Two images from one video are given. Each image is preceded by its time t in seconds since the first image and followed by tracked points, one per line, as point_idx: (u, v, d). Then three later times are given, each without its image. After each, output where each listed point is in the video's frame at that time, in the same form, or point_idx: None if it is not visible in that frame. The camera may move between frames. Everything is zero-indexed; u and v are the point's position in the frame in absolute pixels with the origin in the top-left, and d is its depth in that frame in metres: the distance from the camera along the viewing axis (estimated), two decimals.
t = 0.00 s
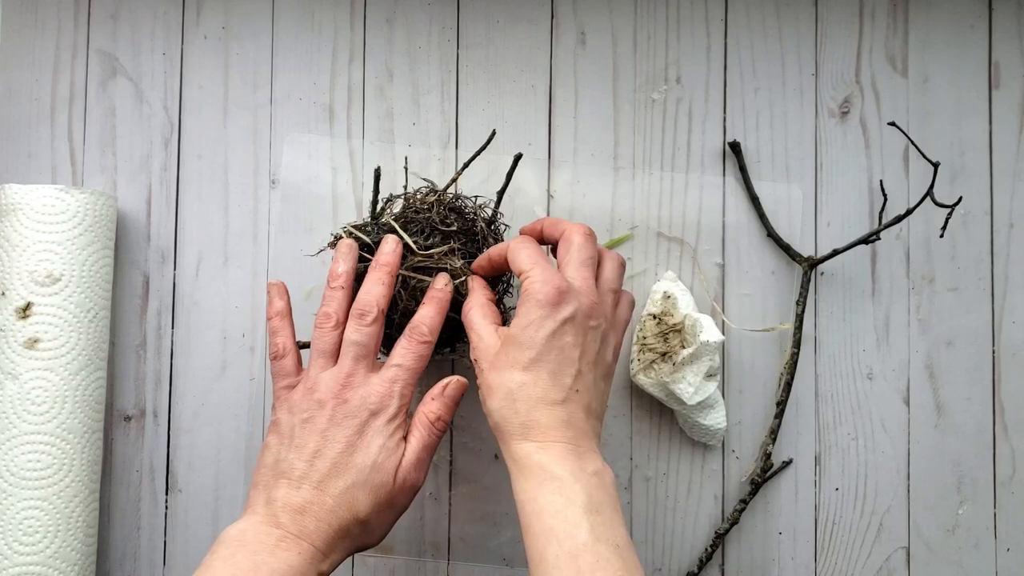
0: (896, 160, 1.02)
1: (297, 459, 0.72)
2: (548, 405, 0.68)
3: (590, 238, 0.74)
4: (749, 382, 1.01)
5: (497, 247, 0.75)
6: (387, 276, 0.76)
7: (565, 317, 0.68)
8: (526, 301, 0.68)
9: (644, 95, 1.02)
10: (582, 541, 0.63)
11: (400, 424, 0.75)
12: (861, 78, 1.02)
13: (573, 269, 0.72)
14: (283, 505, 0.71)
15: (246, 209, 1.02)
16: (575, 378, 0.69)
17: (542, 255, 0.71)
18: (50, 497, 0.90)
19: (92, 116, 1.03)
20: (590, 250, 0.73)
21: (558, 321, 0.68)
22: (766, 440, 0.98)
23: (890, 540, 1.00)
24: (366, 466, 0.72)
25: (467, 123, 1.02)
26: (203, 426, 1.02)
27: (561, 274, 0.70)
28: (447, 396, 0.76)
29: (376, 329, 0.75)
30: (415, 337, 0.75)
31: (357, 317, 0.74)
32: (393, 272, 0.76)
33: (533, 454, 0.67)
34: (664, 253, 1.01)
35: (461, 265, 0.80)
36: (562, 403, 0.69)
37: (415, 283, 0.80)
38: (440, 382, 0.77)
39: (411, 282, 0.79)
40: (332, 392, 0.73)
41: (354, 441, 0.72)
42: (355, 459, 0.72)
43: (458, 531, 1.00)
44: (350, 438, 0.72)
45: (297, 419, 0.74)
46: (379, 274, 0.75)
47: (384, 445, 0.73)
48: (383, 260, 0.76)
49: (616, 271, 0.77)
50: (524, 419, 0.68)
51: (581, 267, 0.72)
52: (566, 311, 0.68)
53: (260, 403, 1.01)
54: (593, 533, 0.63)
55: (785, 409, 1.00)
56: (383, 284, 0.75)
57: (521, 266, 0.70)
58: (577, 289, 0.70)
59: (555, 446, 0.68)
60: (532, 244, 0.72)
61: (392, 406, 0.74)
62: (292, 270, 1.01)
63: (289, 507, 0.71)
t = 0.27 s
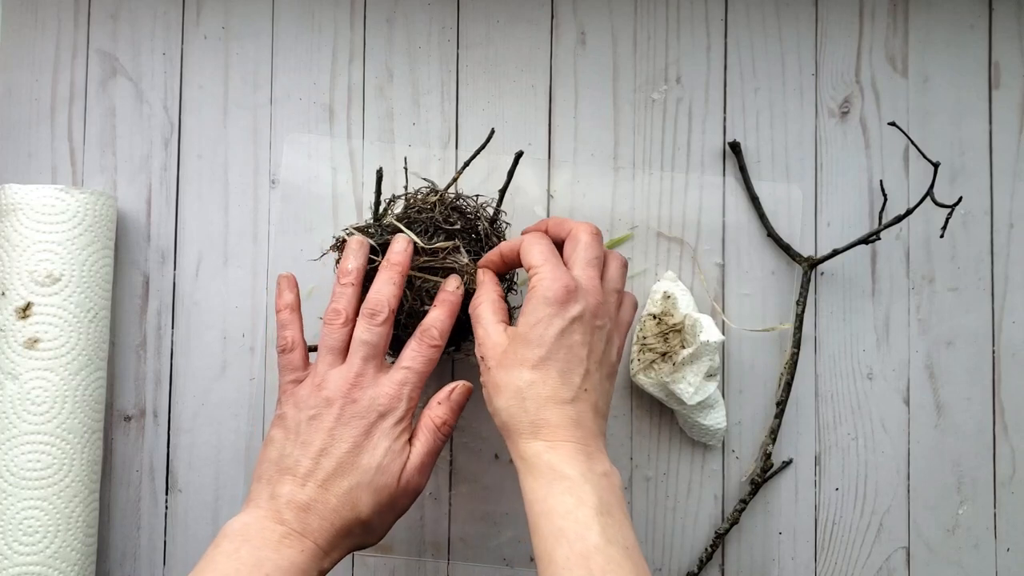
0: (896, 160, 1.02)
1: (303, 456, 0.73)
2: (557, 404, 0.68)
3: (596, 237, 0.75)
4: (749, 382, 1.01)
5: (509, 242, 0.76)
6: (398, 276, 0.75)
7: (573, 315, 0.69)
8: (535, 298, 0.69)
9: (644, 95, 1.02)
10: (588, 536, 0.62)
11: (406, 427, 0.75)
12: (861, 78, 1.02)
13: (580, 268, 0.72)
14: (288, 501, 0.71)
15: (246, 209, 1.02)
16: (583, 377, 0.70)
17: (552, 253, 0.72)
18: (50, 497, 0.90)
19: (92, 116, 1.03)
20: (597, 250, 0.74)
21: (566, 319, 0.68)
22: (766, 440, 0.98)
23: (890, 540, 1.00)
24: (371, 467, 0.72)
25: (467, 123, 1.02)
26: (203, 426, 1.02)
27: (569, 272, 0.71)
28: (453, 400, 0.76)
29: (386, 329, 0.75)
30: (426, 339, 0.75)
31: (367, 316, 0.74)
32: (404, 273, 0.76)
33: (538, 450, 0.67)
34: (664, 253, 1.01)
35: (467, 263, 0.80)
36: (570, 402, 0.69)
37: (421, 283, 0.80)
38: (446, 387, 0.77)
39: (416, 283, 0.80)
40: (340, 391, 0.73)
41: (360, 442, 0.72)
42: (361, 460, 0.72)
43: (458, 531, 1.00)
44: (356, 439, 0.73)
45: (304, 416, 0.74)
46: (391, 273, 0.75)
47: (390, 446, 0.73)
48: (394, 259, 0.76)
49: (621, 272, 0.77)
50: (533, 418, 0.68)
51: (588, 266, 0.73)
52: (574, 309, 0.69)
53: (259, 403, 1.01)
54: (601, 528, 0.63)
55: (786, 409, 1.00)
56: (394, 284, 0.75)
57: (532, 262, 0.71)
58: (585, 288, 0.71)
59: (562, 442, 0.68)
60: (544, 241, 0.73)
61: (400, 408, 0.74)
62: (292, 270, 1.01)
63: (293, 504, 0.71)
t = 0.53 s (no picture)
0: (896, 160, 1.02)
1: (307, 452, 0.73)
2: (559, 405, 0.68)
3: (603, 238, 0.75)
4: (749, 382, 1.01)
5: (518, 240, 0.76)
6: (397, 270, 0.75)
7: (579, 315, 0.68)
8: (541, 297, 0.68)
9: (644, 95, 1.02)
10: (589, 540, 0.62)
11: (410, 423, 0.76)
12: (861, 78, 1.02)
13: (586, 268, 0.72)
14: (292, 497, 0.72)
15: (246, 209, 1.02)
16: (586, 378, 0.69)
17: (561, 253, 0.72)
18: (50, 497, 0.90)
19: (92, 116, 1.03)
20: (604, 250, 0.74)
21: (572, 319, 0.68)
22: (766, 440, 0.98)
23: (890, 540, 1.00)
24: (376, 462, 0.73)
25: (467, 123, 1.02)
26: (203, 426, 1.02)
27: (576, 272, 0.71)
28: (458, 395, 0.77)
29: (386, 324, 0.75)
30: (428, 334, 0.75)
31: (368, 312, 0.74)
32: (403, 267, 0.76)
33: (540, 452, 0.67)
34: (664, 253, 1.01)
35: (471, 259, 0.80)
36: (572, 403, 0.68)
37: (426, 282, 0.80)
38: (450, 382, 0.78)
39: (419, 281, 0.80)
40: (344, 387, 0.74)
41: (365, 438, 0.73)
42: (366, 456, 0.73)
43: (458, 531, 1.00)
44: (361, 435, 0.73)
45: (306, 412, 0.74)
46: (389, 268, 0.75)
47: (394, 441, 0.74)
48: (392, 254, 0.76)
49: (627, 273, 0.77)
50: (534, 418, 0.68)
51: (595, 266, 0.72)
52: (581, 309, 0.69)
53: (260, 403, 1.01)
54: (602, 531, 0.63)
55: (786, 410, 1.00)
56: (393, 279, 0.75)
57: (541, 261, 0.71)
58: (591, 288, 0.70)
59: (563, 444, 0.67)
60: (553, 240, 0.73)
61: (404, 404, 0.75)
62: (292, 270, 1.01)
63: (297, 501, 0.71)
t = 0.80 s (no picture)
0: (896, 160, 1.02)
1: (314, 444, 0.73)
2: (554, 410, 0.68)
3: (590, 239, 0.75)
4: (749, 382, 1.01)
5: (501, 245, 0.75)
6: (394, 258, 0.76)
7: (569, 319, 0.69)
8: (530, 302, 0.68)
9: (644, 95, 1.02)
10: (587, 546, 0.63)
11: (416, 408, 0.76)
12: (861, 78, 1.02)
13: (574, 271, 0.72)
14: (301, 488, 0.72)
15: (246, 209, 1.02)
16: (579, 382, 0.70)
17: (546, 257, 0.72)
18: (50, 497, 0.90)
19: (92, 116, 1.03)
20: (591, 252, 0.74)
21: (562, 323, 0.68)
22: (766, 439, 0.98)
23: (890, 540, 1.00)
24: (385, 448, 0.73)
25: (467, 123, 1.02)
26: (204, 426, 1.02)
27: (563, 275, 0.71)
28: (463, 379, 0.78)
29: (385, 312, 0.75)
30: (427, 318, 0.76)
31: (366, 301, 0.74)
32: (399, 254, 0.76)
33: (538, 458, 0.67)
34: (664, 253, 1.01)
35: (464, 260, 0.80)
36: (567, 408, 0.69)
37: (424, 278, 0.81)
38: (455, 367, 0.79)
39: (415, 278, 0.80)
40: (347, 376, 0.74)
41: (370, 427, 0.74)
42: (372, 443, 0.73)
43: (458, 530, 1.00)
44: (366, 422, 0.73)
45: (311, 404, 0.74)
46: (385, 256, 0.75)
47: (402, 426, 0.74)
48: (388, 241, 0.76)
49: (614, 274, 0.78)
50: (530, 425, 0.68)
51: (583, 268, 0.73)
52: (569, 313, 0.69)
53: (260, 403, 1.01)
54: (599, 537, 0.63)
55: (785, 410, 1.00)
56: (390, 266, 0.75)
57: (525, 267, 0.70)
58: (579, 291, 0.71)
59: (560, 450, 0.68)
60: (537, 243, 0.73)
61: (407, 389, 0.75)
62: (292, 270, 1.01)
63: (306, 491, 0.72)
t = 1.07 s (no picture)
0: (896, 159, 1.02)
1: (313, 436, 0.73)
2: (554, 417, 0.68)
3: (588, 243, 0.74)
4: (749, 382, 1.01)
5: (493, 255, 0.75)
6: (388, 249, 0.76)
7: (568, 324, 0.68)
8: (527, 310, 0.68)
9: (644, 95, 1.02)
10: (586, 553, 0.63)
11: (413, 394, 0.74)
12: (861, 78, 1.02)
13: (573, 277, 0.72)
14: (301, 481, 0.72)
15: (246, 209, 1.02)
16: (579, 387, 0.69)
17: (541, 264, 0.71)
18: (50, 497, 0.90)
19: (92, 116, 1.03)
20: (589, 256, 0.73)
21: (560, 329, 0.68)
22: (766, 439, 0.98)
23: (890, 539, 1.00)
24: (381, 435, 0.72)
25: (467, 123, 1.02)
26: (204, 426, 1.02)
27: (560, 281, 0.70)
28: (451, 366, 0.77)
29: (379, 303, 0.75)
30: (421, 309, 0.75)
31: (360, 294, 0.74)
32: (394, 246, 0.76)
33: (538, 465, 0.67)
34: (664, 253, 1.01)
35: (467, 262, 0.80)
36: (566, 413, 0.68)
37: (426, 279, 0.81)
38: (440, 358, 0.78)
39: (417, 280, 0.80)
40: (343, 367, 0.74)
41: (367, 415, 0.72)
42: (368, 430, 0.72)
43: (458, 530, 1.00)
44: (361, 410, 0.73)
45: (311, 398, 0.75)
46: (380, 248, 0.76)
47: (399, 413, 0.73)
48: (383, 234, 0.76)
49: (615, 277, 0.77)
50: (529, 431, 0.68)
51: (581, 274, 0.72)
52: (569, 319, 0.68)
53: (260, 403, 1.01)
54: (597, 543, 0.64)
55: (785, 410, 1.00)
56: (384, 258, 0.75)
57: (520, 276, 0.70)
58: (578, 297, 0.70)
59: (559, 456, 0.68)
60: (529, 252, 0.72)
61: (402, 374, 0.73)
62: (292, 270, 1.01)
63: (305, 482, 0.72)
